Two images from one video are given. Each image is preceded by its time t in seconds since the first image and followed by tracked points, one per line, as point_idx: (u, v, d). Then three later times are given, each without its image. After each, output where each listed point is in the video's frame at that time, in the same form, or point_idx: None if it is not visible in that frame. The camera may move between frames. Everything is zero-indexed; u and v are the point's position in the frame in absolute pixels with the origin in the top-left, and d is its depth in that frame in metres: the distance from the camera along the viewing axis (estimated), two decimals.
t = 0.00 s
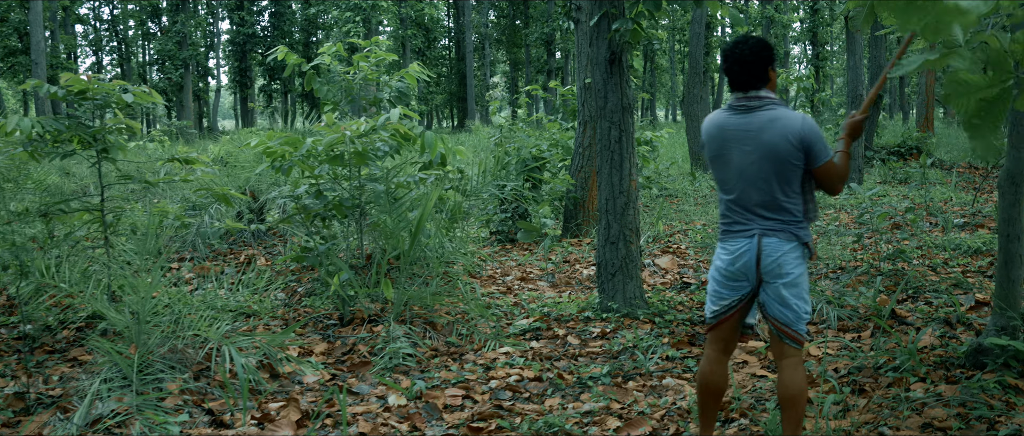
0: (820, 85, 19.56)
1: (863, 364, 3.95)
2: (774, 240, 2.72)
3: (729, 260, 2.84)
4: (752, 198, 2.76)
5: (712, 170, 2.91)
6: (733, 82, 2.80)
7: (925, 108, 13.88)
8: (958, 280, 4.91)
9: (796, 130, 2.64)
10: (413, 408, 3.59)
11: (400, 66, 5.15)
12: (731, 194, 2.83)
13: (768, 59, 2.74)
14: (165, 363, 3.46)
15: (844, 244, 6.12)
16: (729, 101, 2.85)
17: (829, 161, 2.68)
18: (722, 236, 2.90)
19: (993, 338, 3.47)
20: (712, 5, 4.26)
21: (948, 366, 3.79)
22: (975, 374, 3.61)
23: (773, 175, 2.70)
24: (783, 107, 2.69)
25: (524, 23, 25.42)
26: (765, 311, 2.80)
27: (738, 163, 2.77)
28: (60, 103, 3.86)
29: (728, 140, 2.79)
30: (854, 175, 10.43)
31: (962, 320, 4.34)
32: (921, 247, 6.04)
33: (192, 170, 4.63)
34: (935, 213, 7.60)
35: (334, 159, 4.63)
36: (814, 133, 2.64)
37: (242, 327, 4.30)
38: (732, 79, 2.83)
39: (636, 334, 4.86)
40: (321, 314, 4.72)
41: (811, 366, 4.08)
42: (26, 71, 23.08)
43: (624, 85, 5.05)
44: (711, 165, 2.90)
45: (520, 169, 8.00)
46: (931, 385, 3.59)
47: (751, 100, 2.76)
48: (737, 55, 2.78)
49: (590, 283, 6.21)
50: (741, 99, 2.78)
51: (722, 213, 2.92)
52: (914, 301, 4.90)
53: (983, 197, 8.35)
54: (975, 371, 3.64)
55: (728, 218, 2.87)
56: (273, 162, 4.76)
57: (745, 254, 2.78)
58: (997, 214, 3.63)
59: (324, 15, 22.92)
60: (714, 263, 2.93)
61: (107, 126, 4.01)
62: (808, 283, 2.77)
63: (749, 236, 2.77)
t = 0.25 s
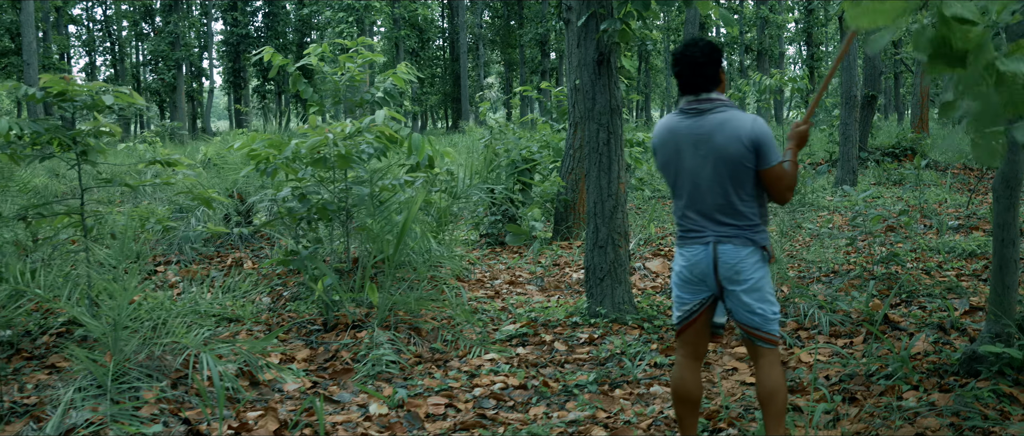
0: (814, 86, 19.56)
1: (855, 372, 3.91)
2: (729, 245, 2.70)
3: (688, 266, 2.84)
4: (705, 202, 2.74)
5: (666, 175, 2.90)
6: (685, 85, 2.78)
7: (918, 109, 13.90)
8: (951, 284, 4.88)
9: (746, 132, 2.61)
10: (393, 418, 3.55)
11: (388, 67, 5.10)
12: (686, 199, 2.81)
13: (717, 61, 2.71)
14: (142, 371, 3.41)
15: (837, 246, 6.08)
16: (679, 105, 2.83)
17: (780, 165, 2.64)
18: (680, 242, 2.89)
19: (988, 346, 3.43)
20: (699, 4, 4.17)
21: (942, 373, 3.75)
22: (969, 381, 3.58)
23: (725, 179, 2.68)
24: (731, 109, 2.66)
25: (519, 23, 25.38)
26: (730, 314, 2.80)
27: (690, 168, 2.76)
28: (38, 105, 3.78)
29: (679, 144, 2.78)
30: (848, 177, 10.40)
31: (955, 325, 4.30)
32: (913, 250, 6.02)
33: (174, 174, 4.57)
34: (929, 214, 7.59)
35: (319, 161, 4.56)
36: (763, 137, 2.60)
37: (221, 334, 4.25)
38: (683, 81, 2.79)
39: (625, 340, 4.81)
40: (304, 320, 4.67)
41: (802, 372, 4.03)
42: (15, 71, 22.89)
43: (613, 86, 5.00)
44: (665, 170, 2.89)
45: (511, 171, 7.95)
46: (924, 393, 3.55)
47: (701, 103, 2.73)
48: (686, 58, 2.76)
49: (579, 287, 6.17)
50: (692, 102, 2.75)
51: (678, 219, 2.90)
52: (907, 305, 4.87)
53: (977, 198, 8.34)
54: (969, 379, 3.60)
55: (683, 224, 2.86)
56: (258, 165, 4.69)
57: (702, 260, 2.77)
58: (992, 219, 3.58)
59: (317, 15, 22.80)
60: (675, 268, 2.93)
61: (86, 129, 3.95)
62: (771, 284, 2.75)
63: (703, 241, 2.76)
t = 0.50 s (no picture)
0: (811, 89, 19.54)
1: (847, 380, 3.82)
2: (700, 249, 2.74)
3: (658, 273, 2.84)
4: (673, 207, 2.75)
5: (630, 180, 2.89)
6: (648, 89, 2.77)
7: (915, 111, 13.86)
8: (947, 289, 4.81)
9: (712, 136, 2.63)
10: (374, 428, 3.49)
11: (375, 68, 5.03)
12: (652, 205, 2.81)
13: (679, 64, 2.71)
14: (120, 381, 3.36)
15: (831, 250, 6.01)
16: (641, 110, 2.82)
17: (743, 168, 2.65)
18: (648, 248, 2.89)
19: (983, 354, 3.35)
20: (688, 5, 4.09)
21: (936, 382, 3.66)
22: (964, 390, 3.50)
23: (692, 183, 2.70)
24: (695, 113, 2.67)
25: (515, 24, 25.37)
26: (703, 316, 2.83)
27: (655, 173, 2.75)
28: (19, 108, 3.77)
29: (643, 149, 2.77)
30: (844, 179, 10.35)
31: (950, 332, 4.22)
32: (908, 253, 5.96)
33: (158, 178, 4.54)
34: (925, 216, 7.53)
35: (301, 165, 4.51)
36: (727, 140, 2.63)
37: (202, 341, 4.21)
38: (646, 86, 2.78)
39: (614, 347, 4.74)
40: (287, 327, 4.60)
41: (792, 380, 3.93)
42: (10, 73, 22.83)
43: (602, 89, 4.97)
44: (629, 175, 2.88)
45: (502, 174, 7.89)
46: (917, 403, 3.46)
47: (665, 107, 2.73)
48: (647, 62, 2.74)
49: (568, 293, 6.11)
50: (655, 106, 2.75)
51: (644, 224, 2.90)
52: (901, 311, 4.81)
53: (974, 200, 8.29)
54: (963, 388, 3.52)
55: (650, 229, 2.86)
56: (243, 167, 4.63)
57: (673, 267, 2.79)
58: (986, 224, 3.54)
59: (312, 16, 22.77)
60: (644, 275, 2.92)
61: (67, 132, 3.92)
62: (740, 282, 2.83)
63: (673, 246, 2.78)
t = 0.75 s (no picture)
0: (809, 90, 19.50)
1: (843, 385, 3.76)
2: (690, 248, 2.72)
3: (647, 276, 2.80)
4: (661, 208, 2.71)
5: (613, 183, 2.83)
6: (629, 89, 2.74)
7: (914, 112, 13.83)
8: (945, 292, 4.76)
9: (698, 134, 2.62)
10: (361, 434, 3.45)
11: (367, 69, 4.99)
12: (638, 207, 2.76)
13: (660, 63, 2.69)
14: (103, 388, 3.32)
15: (829, 251, 5.96)
16: (621, 111, 2.78)
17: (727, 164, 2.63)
18: (634, 250, 2.84)
19: (982, 359, 3.29)
20: (682, 4, 4.04)
21: (934, 388, 3.60)
22: (963, 396, 3.44)
23: (680, 181, 2.67)
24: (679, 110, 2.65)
25: (513, 25, 25.37)
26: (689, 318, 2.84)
27: (642, 173, 2.71)
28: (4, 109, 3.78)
29: (628, 149, 2.72)
30: (842, 180, 10.30)
31: (949, 335, 4.17)
32: (906, 255, 5.92)
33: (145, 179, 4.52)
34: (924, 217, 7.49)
35: (290, 167, 4.47)
36: (712, 136, 2.62)
37: (188, 345, 4.17)
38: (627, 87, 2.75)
39: (607, 350, 4.68)
40: (275, 331, 4.57)
41: (787, 386, 3.87)
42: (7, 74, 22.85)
43: (594, 89, 4.92)
44: (612, 178, 2.81)
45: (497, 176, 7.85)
46: (915, 410, 3.40)
47: (648, 106, 2.70)
48: (628, 62, 2.71)
49: (562, 296, 6.06)
50: (637, 106, 2.71)
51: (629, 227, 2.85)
52: (900, 314, 4.76)
53: (973, 201, 8.25)
54: (961, 393, 3.46)
55: (637, 232, 2.81)
56: (233, 169, 4.59)
57: (663, 269, 2.75)
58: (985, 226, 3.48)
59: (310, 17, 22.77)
60: (630, 280, 2.88)
61: (52, 133, 3.91)
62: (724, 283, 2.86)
63: (663, 247, 2.74)
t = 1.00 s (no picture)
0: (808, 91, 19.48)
1: (841, 390, 3.71)
2: (686, 248, 2.68)
3: (641, 276, 2.74)
4: (658, 208, 2.66)
5: (608, 184, 2.77)
6: (621, 90, 2.71)
7: (912, 112, 13.80)
8: (945, 294, 4.72)
9: (694, 133, 2.60)
10: None
11: (360, 68, 4.95)
12: (633, 207, 2.71)
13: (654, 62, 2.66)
14: (87, 392, 3.29)
15: (827, 253, 5.91)
16: (616, 111, 2.73)
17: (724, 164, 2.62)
18: (627, 251, 2.78)
19: (983, 364, 3.24)
20: (678, 3, 3.99)
21: (935, 392, 3.55)
22: (964, 400, 3.39)
23: (677, 181, 2.63)
24: (675, 109, 2.62)
25: (512, 26, 25.35)
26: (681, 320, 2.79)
27: (640, 173, 2.66)
28: None
29: (625, 149, 2.67)
30: (841, 180, 10.26)
31: (949, 338, 4.12)
32: (905, 256, 5.87)
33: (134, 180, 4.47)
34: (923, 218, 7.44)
35: (281, 167, 4.42)
36: (709, 136, 2.60)
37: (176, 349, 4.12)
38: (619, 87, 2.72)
39: (602, 354, 4.63)
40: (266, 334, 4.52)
41: (785, 390, 3.82)
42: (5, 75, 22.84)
43: (589, 89, 4.87)
44: (608, 179, 2.75)
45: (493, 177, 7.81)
46: (915, 414, 3.35)
47: (643, 105, 2.66)
48: (623, 62, 2.68)
49: (557, 298, 6.02)
50: (632, 105, 2.68)
51: (624, 229, 2.78)
52: (899, 316, 4.72)
53: (973, 202, 8.21)
54: (962, 398, 3.41)
55: (633, 233, 2.75)
56: (223, 169, 4.54)
57: (658, 269, 2.69)
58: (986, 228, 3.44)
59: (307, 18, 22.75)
60: (624, 281, 2.81)
61: (38, 133, 3.87)
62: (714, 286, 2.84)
63: (658, 247, 2.68)
